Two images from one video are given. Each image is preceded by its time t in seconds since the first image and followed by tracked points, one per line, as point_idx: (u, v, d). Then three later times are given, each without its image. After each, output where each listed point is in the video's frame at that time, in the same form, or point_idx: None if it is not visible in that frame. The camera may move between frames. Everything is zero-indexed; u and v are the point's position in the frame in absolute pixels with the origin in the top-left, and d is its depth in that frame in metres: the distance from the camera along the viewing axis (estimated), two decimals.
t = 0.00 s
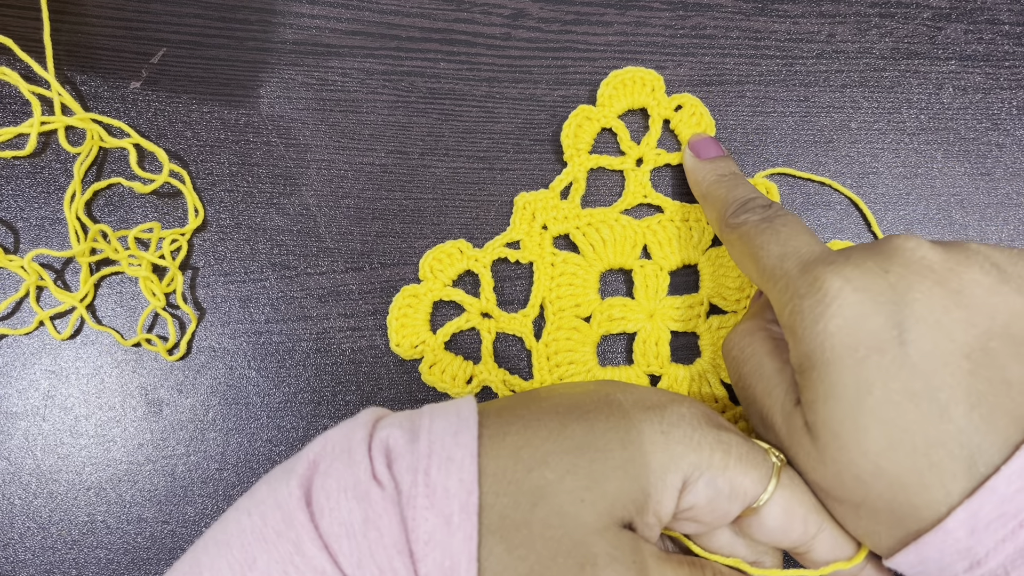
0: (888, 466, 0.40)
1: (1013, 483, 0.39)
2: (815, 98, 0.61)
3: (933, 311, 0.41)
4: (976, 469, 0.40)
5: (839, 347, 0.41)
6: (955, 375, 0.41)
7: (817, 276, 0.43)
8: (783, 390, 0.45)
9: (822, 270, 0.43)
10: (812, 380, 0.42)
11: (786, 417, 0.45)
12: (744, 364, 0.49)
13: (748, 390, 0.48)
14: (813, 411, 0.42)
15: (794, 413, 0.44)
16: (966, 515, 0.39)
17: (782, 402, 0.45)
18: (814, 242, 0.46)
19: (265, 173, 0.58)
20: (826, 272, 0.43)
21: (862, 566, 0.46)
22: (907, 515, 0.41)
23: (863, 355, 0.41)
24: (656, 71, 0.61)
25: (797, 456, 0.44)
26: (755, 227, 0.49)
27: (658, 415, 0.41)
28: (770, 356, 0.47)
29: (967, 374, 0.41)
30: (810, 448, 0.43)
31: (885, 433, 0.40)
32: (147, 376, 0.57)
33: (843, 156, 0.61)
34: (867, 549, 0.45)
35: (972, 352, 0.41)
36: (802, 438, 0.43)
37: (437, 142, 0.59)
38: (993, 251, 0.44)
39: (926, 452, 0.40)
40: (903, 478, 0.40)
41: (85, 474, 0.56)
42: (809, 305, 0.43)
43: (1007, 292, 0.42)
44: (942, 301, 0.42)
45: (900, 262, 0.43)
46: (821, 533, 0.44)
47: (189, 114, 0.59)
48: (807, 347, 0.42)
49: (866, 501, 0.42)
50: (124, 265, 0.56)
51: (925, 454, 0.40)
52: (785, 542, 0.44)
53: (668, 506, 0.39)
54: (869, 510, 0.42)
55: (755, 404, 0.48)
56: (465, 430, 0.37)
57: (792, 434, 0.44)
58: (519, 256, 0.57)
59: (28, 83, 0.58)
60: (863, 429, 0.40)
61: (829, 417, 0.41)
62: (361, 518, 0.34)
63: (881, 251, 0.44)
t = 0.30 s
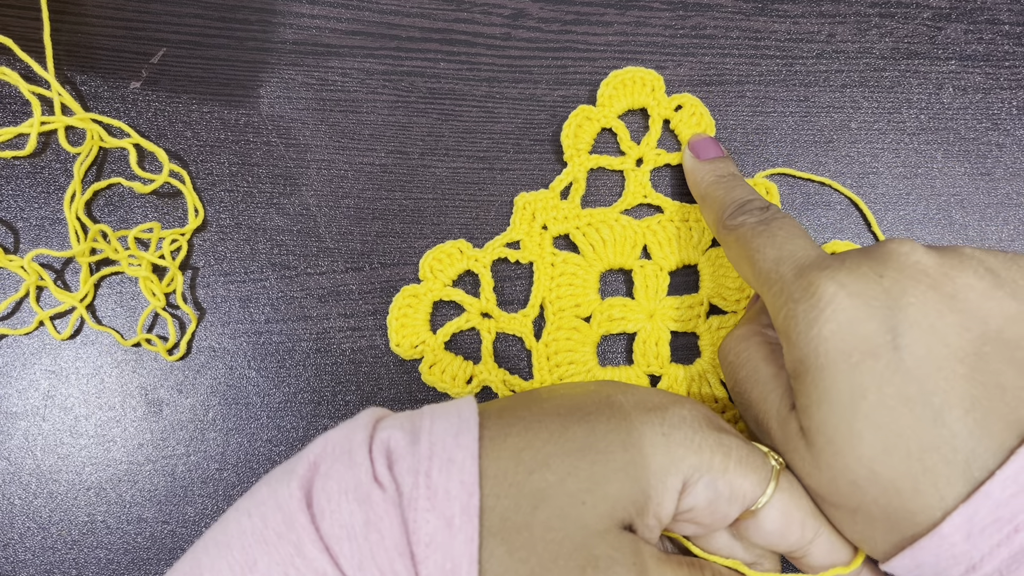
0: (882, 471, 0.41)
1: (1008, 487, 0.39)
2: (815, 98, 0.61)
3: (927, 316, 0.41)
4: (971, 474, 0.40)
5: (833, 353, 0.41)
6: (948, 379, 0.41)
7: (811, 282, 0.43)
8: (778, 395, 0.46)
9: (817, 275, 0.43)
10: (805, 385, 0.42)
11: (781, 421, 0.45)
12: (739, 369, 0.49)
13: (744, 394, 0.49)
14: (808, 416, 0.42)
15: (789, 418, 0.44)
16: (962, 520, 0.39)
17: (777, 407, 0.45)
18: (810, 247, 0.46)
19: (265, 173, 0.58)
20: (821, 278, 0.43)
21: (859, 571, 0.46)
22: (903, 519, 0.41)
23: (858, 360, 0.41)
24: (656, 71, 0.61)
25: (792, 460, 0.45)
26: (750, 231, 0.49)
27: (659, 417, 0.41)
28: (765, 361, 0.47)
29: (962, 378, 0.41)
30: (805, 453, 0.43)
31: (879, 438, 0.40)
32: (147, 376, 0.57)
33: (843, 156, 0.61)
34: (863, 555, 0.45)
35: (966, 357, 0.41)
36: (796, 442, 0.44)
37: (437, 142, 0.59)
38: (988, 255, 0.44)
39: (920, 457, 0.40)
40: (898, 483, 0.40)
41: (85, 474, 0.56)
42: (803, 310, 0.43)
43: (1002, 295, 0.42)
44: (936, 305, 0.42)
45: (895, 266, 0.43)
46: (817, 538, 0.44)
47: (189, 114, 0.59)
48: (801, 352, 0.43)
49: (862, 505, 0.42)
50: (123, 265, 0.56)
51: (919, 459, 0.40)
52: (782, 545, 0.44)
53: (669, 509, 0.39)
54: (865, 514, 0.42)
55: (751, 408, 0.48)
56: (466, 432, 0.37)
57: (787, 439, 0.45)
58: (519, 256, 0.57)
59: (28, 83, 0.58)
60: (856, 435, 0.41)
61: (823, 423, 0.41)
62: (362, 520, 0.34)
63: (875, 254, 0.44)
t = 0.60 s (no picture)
0: (885, 469, 0.40)
1: (1010, 485, 0.39)
2: (815, 98, 0.61)
3: (931, 314, 0.41)
4: (974, 473, 0.40)
5: (836, 350, 0.41)
6: (951, 378, 0.41)
7: (814, 278, 0.43)
8: (780, 393, 0.45)
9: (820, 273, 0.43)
10: (808, 382, 0.42)
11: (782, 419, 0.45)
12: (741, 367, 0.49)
13: (745, 393, 0.48)
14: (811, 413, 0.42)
15: (791, 416, 0.44)
16: (964, 518, 0.39)
17: (779, 405, 0.45)
18: (813, 244, 0.46)
19: (265, 173, 0.58)
20: (824, 274, 0.43)
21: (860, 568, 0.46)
22: (905, 518, 0.41)
23: (861, 358, 0.41)
24: (656, 71, 0.61)
25: (794, 459, 0.44)
26: (752, 229, 0.49)
27: (658, 416, 0.41)
28: (766, 359, 0.47)
29: (964, 377, 0.41)
30: (807, 451, 0.43)
31: (883, 436, 0.40)
32: (147, 376, 0.57)
33: (843, 156, 0.61)
34: (863, 554, 0.45)
35: (969, 355, 0.41)
36: (798, 440, 0.43)
37: (437, 141, 0.59)
38: (991, 253, 0.44)
39: (922, 455, 0.40)
40: (900, 481, 0.40)
41: (85, 474, 0.56)
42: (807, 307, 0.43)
43: (1005, 294, 0.42)
44: (940, 303, 0.42)
45: (899, 264, 0.43)
46: (818, 536, 0.44)
47: (189, 114, 0.59)
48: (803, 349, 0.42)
49: (863, 504, 0.42)
50: (124, 265, 0.56)
51: (922, 457, 0.40)
52: (783, 543, 0.44)
53: (669, 508, 0.39)
54: (867, 513, 0.42)
55: (752, 407, 0.48)
56: (465, 431, 0.37)
57: (789, 437, 0.44)
58: (519, 256, 0.57)
59: (28, 83, 0.58)
60: (859, 432, 0.40)
61: (826, 420, 0.41)
62: (362, 519, 0.34)
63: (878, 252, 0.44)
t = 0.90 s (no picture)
0: (903, 454, 0.40)
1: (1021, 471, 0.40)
2: (815, 98, 0.61)
3: (948, 301, 0.42)
4: (988, 459, 0.40)
5: (856, 335, 0.41)
6: (967, 365, 0.41)
7: (834, 262, 0.43)
8: (789, 377, 0.45)
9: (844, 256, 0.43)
10: (825, 367, 0.42)
11: (793, 405, 0.44)
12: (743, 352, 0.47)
13: (749, 378, 0.47)
14: (826, 398, 0.42)
15: (802, 400, 0.43)
16: (977, 504, 0.40)
17: (789, 389, 0.44)
18: (824, 223, 0.46)
19: (265, 173, 0.58)
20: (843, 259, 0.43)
21: (867, 557, 0.46)
22: (917, 506, 0.41)
23: (883, 342, 0.41)
24: (656, 71, 0.61)
25: (805, 446, 0.43)
26: (764, 206, 0.47)
27: (658, 414, 0.41)
28: (772, 341, 0.46)
29: (979, 365, 0.41)
30: (820, 436, 0.42)
31: (902, 422, 0.40)
32: (147, 376, 0.57)
33: (843, 156, 0.61)
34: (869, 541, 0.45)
35: (985, 343, 0.42)
36: (812, 425, 0.43)
37: (437, 141, 0.59)
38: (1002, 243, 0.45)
39: (939, 442, 0.40)
40: (917, 468, 0.40)
41: (85, 474, 0.56)
42: (827, 289, 0.42)
43: (1019, 283, 0.43)
44: (956, 291, 0.42)
45: (918, 251, 0.44)
46: (823, 526, 0.44)
47: (189, 114, 0.59)
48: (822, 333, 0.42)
49: (875, 491, 0.42)
50: (124, 265, 0.56)
51: (939, 443, 0.40)
52: (788, 536, 0.44)
53: (669, 506, 0.39)
54: (878, 499, 0.42)
55: (756, 393, 0.47)
56: (466, 430, 0.37)
57: (799, 423, 0.43)
58: (519, 256, 0.57)
59: (28, 83, 0.58)
60: (878, 416, 0.40)
61: (843, 404, 0.41)
62: (362, 518, 0.34)
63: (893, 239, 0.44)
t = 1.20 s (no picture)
0: (907, 387, 0.41)
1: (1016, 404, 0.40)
2: (815, 98, 0.61)
3: (959, 237, 0.41)
4: (986, 393, 0.41)
5: (870, 270, 0.40)
6: (974, 302, 0.41)
7: (844, 189, 0.41)
8: (792, 305, 0.45)
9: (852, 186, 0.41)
10: (838, 300, 0.41)
11: (796, 331, 0.44)
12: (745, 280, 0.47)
13: (750, 308, 0.47)
14: (834, 328, 0.41)
15: (807, 329, 0.43)
16: (972, 437, 0.40)
17: (794, 318, 0.44)
18: (822, 161, 0.43)
19: (265, 173, 0.58)
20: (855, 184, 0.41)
21: (874, 546, 0.46)
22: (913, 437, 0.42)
23: (894, 278, 0.40)
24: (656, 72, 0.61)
25: (807, 373, 0.44)
26: (749, 146, 0.45)
27: (660, 417, 0.41)
28: (777, 270, 0.46)
29: (985, 302, 0.41)
30: (826, 366, 0.42)
31: (909, 356, 0.40)
32: (147, 376, 0.57)
33: (843, 156, 0.61)
34: (875, 528, 0.45)
35: (991, 281, 0.41)
36: (817, 354, 0.43)
37: (437, 141, 0.59)
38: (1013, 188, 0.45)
39: (942, 377, 0.40)
40: (918, 402, 0.41)
41: (85, 474, 0.56)
42: (837, 216, 0.41)
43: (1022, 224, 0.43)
44: (967, 227, 0.42)
45: (929, 186, 0.43)
46: (830, 519, 0.44)
47: (189, 114, 0.59)
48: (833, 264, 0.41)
49: (875, 422, 0.42)
50: (123, 265, 0.56)
51: (942, 378, 0.40)
52: (794, 530, 0.44)
53: (672, 508, 0.39)
54: (874, 430, 0.43)
55: (756, 317, 0.47)
56: (467, 433, 0.37)
57: (802, 351, 0.44)
58: (519, 256, 0.57)
59: (28, 83, 0.58)
60: (888, 349, 0.40)
61: (852, 336, 0.41)
62: (365, 523, 0.34)
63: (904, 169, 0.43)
